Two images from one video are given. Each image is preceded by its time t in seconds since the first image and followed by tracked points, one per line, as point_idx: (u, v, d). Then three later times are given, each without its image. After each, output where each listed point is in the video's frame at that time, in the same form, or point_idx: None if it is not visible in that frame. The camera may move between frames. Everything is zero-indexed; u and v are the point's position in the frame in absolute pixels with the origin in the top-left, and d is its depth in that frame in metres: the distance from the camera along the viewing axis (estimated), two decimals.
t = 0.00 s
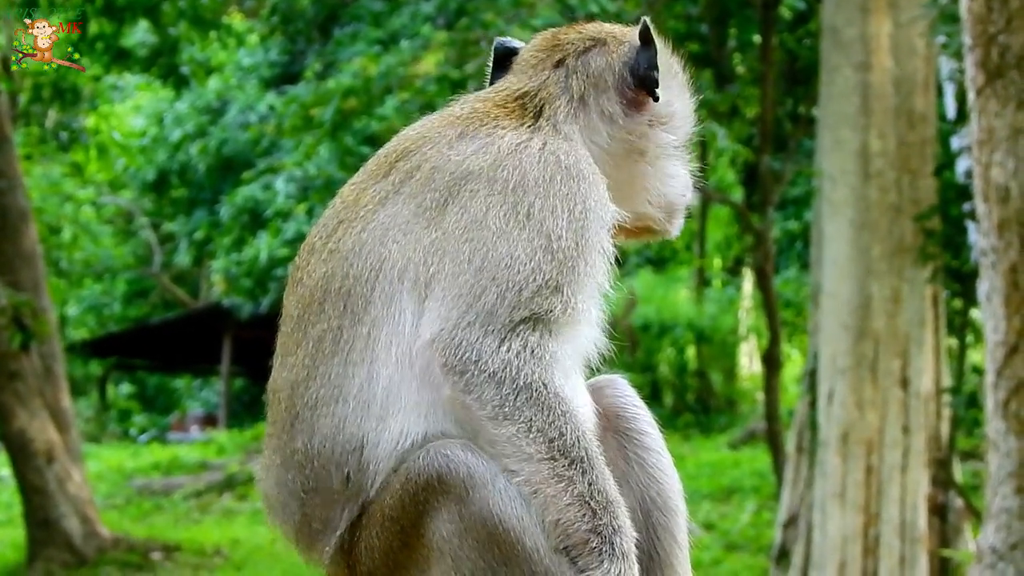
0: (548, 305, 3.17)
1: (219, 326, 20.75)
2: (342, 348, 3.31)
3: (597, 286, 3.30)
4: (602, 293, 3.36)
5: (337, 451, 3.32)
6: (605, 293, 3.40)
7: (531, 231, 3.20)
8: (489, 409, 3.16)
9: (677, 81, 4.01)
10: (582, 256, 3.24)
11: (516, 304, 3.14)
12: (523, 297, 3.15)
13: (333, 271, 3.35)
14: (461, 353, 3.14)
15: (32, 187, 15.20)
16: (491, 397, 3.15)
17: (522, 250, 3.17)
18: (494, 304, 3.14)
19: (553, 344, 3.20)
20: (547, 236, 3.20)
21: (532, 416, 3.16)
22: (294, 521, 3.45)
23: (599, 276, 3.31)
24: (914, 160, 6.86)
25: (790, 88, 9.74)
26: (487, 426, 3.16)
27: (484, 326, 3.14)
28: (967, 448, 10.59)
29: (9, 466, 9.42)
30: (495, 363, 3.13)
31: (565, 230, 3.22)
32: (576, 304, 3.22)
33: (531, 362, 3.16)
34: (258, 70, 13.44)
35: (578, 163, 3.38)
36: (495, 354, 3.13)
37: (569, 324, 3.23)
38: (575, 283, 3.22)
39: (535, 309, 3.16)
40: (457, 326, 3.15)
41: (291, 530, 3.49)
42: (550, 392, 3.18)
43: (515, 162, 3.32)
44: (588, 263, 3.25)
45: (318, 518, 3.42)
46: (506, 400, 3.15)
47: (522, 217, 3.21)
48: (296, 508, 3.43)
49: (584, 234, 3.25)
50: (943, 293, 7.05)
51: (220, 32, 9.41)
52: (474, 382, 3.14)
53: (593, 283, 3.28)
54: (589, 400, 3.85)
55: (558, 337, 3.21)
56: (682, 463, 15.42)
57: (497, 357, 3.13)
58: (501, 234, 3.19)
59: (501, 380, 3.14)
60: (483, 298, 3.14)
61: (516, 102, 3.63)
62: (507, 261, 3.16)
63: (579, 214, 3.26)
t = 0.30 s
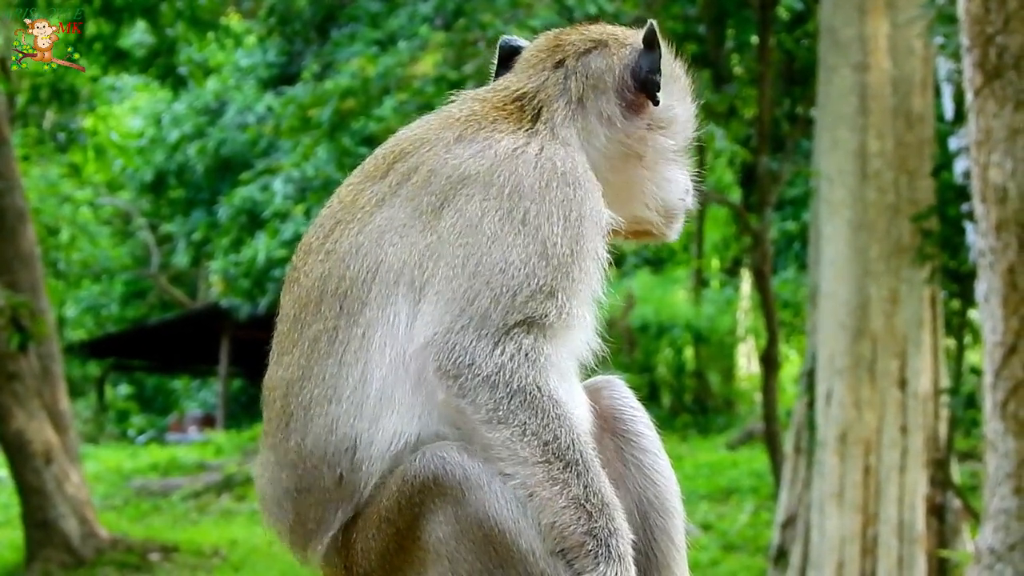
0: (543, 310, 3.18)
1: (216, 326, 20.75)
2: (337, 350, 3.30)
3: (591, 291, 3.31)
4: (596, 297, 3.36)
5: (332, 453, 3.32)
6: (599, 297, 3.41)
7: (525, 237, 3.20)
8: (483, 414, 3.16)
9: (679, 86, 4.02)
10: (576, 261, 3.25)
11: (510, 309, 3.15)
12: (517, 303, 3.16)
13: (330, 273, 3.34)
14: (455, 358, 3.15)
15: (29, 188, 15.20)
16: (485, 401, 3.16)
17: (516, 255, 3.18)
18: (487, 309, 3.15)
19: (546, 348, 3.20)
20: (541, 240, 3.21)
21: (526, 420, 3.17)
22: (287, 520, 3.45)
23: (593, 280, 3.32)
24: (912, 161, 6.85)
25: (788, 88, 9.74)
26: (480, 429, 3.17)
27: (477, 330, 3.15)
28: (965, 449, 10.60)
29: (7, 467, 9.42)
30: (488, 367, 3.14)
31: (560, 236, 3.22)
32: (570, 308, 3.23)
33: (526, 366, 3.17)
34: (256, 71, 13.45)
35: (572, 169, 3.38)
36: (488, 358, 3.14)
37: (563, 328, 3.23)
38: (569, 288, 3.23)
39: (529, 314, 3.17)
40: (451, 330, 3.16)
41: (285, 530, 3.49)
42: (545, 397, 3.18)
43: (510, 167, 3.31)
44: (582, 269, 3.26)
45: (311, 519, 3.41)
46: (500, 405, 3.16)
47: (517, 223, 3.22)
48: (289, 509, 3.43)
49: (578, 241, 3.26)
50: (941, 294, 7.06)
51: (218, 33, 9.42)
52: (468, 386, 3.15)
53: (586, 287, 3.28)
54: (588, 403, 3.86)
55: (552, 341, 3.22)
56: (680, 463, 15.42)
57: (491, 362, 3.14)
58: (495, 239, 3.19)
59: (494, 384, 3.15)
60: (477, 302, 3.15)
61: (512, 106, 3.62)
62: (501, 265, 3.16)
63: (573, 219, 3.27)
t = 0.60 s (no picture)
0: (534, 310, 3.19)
1: (216, 327, 20.75)
2: (331, 355, 3.30)
3: (582, 289, 3.32)
4: (588, 295, 3.38)
5: (330, 456, 3.32)
6: (591, 294, 3.42)
7: (516, 239, 3.21)
8: (478, 415, 3.17)
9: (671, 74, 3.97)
10: (567, 260, 3.26)
11: (502, 310, 3.16)
12: (509, 304, 3.17)
13: (323, 279, 3.34)
14: (449, 360, 3.16)
15: (29, 189, 15.21)
16: (480, 402, 3.17)
17: (507, 257, 3.19)
18: (480, 310, 3.16)
19: (539, 347, 3.22)
20: (532, 241, 3.22)
21: (522, 420, 3.18)
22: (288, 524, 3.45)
23: (584, 278, 3.33)
24: (911, 160, 6.85)
25: (787, 88, 9.74)
26: (476, 430, 3.18)
27: (470, 333, 3.16)
28: (965, 449, 10.61)
29: (7, 467, 9.42)
30: (481, 368, 3.15)
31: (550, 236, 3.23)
32: (562, 307, 3.24)
33: (519, 367, 3.18)
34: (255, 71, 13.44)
35: (562, 168, 3.39)
36: (481, 360, 3.15)
37: (555, 327, 3.25)
38: (561, 287, 3.24)
39: (521, 314, 3.18)
40: (444, 333, 3.17)
41: (286, 533, 3.49)
42: (539, 395, 3.19)
43: (499, 169, 3.32)
44: (572, 267, 3.27)
45: (312, 522, 3.42)
46: (495, 406, 3.17)
47: (507, 224, 3.23)
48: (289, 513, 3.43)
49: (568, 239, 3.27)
50: (941, 293, 7.06)
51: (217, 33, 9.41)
52: (462, 388, 3.16)
53: (577, 284, 3.29)
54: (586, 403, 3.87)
55: (545, 340, 3.23)
56: (680, 463, 15.42)
57: (484, 364, 3.15)
58: (486, 242, 3.20)
59: (488, 386, 3.15)
60: (470, 304, 3.16)
61: (501, 107, 3.62)
62: (491, 266, 3.17)
63: (562, 219, 3.28)
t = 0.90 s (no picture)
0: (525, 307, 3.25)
1: (216, 327, 20.75)
2: (326, 354, 3.34)
3: (574, 286, 3.37)
4: (579, 292, 3.43)
5: (328, 454, 3.35)
6: (583, 292, 3.47)
7: (507, 237, 3.27)
8: (473, 411, 3.22)
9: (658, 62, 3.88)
10: (557, 257, 3.31)
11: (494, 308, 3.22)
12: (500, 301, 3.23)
13: (316, 280, 3.38)
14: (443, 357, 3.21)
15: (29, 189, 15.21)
16: (475, 399, 3.21)
17: (499, 255, 3.24)
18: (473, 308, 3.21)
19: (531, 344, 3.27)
20: (523, 239, 3.28)
21: (517, 414, 3.23)
22: (288, 523, 3.46)
23: (575, 275, 3.38)
24: (911, 159, 6.86)
25: (787, 87, 9.74)
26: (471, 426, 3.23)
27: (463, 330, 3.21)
28: (966, 447, 10.61)
29: (7, 466, 9.42)
30: (474, 365, 3.20)
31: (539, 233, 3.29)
32: (553, 303, 3.29)
33: (512, 364, 3.23)
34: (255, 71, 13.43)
35: (552, 169, 3.45)
36: (474, 357, 3.21)
37: (546, 324, 3.30)
38: (552, 284, 3.29)
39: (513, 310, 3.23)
40: (438, 330, 3.22)
41: (286, 534, 3.50)
42: (532, 390, 3.24)
43: (488, 169, 3.37)
44: (562, 264, 3.33)
45: (311, 521, 3.43)
46: (490, 402, 3.22)
47: (498, 223, 3.28)
48: (290, 512, 3.45)
49: (558, 237, 3.32)
50: (941, 292, 7.07)
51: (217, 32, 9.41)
52: (457, 385, 3.21)
53: (568, 281, 3.35)
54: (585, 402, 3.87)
55: (537, 336, 3.28)
56: (680, 462, 15.42)
57: (477, 360, 3.21)
58: (477, 240, 3.25)
59: (482, 382, 3.20)
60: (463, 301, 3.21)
61: (489, 110, 3.67)
62: (481, 265, 3.23)
63: (551, 217, 3.34)
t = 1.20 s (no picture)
0: (526, 305, 3.25)
1: (218, 325, 20.75)
2: (327, 352, 3.34)
3: (575, 284, 3.38)
4: (580, 290, 3.44)
5: (331, 452, 3.35)
6: (584, 291, 3.48)
7: (508, 235, 3.27)
8: (475, 410, 3.23)
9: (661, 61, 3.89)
10: (557, 255, 3.32)
11: (494, 306, 3.22)
12: (501, 299, 3.23)
13: (317, 277, 3.38)
14: (445, 355, 3.21)
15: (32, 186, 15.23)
16: (476, 397, 3.22)
17: (500, 252, 3.25)
18: (475, 306, 3.21)
19: (532, 342, 3.27)
20: (523, 238, 3.29)
21: (520, 412, 3.23)
22: (291, 520, 3.46)
23: (575, 273, 3.39)
24: (913, 156, 6.87)
25: (789, 84, 9.73)
26: (473, 424, 3.23)
27: (465, 328, 3.22)
28: (968, 444, 10.62)
29: (10, 464, 9.43)
30: (475, 364, 3.21)
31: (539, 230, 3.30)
32: (553, 301, 3.30)
33: (514, 361, 3.23)
34: (257, 69, 13.43)
35: (552, 168, 3.46)
36: (476, 354, 3.21)
37: (547, 322, 3.30)
38: (551, 282, 3.30)
39: (514, 308, 3.24)
40: (439, 328, 3.22)
41: (288, 531, 3.50)
42: (534, 388, 3.24)
43: (489, 168, 3.38)
44: (563, 262, 3.33)
45: (312, 517, 3.43)
46: (491, 400, 3.22)
47: (499, 221, 3.29)
48: (292, 509, 3.45)
49: (558, 235, 3.33)
50: (943, 289, 7.07)
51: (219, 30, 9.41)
52: (458, 382, 3.21)
53: (569, 279, 3.35)
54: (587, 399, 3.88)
55: (537, 334, 3.29)
56: (683, 459, 15.43)
57: (479, 358, 3.21)
58: (478, 238, 3.26)
59: (483, 380, 3.21)
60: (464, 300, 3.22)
61: (491, 107, 3.67)
62: (482, 263, 3.24)
63: (551, 215, 3.35)
